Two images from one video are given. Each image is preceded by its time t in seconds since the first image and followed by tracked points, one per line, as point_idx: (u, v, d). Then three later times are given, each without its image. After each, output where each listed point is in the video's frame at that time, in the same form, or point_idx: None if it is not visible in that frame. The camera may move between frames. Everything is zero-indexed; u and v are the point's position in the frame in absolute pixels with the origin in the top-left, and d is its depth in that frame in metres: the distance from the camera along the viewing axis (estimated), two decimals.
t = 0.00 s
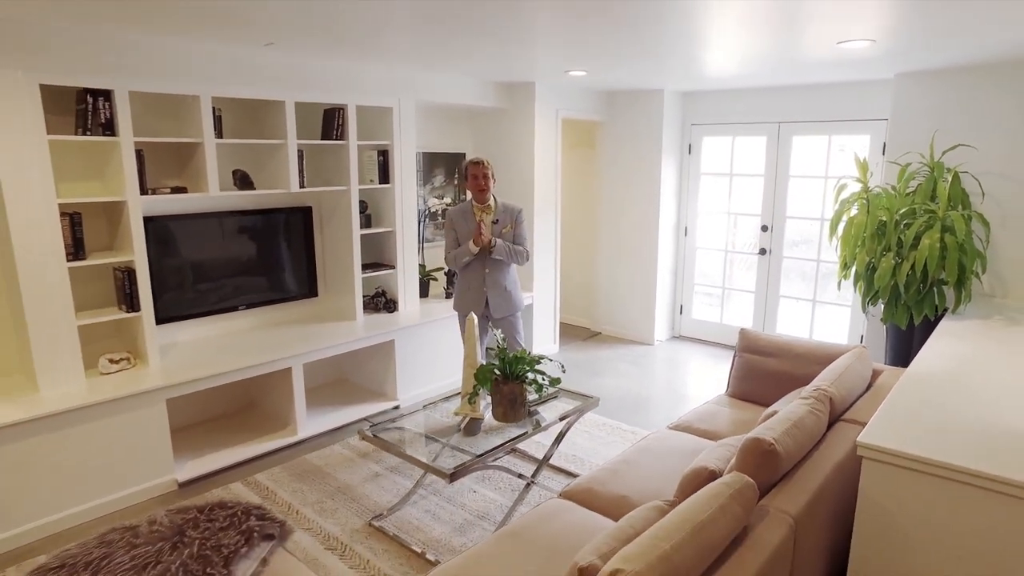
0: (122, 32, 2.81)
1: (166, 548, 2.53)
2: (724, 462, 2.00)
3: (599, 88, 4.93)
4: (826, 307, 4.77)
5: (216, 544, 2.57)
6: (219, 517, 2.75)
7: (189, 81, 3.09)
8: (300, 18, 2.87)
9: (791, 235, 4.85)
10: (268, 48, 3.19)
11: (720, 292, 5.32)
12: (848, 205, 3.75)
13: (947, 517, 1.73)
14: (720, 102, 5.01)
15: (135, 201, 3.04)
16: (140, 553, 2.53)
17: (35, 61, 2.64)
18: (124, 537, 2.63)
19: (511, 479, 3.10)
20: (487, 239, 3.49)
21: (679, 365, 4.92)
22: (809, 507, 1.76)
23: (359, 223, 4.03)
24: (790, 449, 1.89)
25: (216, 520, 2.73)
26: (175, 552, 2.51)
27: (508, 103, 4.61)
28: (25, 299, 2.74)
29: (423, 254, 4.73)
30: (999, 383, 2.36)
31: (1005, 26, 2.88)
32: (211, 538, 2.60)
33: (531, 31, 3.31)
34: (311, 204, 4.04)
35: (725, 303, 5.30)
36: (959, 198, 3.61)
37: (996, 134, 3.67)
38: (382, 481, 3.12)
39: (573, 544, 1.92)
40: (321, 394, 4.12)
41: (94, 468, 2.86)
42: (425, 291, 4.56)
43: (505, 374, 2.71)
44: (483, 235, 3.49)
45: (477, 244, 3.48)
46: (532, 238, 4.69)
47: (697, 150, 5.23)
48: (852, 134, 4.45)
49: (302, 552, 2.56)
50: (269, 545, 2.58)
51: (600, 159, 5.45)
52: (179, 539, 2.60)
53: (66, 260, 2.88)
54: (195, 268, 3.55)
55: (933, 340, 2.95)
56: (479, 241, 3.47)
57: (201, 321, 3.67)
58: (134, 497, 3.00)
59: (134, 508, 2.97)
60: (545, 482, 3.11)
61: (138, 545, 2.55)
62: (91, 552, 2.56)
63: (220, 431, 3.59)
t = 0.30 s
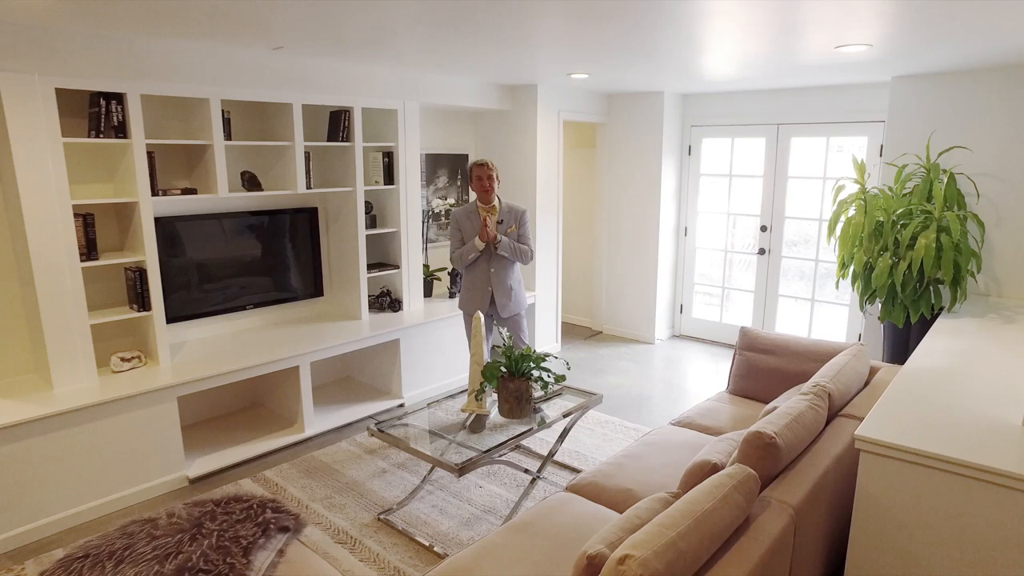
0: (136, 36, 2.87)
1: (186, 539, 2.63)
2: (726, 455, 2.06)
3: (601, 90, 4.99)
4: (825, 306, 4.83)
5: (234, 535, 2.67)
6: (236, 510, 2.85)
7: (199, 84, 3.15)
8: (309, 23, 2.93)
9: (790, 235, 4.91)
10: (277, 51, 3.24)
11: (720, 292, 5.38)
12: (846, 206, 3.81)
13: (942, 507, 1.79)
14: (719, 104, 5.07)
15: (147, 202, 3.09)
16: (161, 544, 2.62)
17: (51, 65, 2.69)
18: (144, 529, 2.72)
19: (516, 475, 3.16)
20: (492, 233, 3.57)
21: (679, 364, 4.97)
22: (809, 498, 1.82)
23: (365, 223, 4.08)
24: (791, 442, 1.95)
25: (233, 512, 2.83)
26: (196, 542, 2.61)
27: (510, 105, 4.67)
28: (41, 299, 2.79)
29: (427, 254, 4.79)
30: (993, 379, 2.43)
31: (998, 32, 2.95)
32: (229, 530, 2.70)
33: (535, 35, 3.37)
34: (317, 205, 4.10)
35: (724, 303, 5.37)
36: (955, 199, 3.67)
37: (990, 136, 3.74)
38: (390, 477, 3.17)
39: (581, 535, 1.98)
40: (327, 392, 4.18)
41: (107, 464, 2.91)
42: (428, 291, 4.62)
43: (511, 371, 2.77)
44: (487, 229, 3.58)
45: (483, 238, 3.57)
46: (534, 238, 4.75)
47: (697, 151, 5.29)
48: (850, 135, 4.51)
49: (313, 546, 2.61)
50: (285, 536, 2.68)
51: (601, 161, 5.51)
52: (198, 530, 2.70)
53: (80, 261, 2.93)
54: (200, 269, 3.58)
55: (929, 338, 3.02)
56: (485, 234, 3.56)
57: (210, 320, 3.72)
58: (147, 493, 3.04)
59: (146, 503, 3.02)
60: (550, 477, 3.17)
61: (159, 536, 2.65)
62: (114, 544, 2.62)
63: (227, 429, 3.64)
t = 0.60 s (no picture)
0: (149, 41, 2.91)
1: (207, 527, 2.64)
2: (731, 451, 2.11)
3: (603, 92, 5.04)
4: (825, 305, 4.89)
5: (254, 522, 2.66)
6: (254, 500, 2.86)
7: (210, 87, 3.19)
8: (318, 27, 2.97)
9: (790, 235, 4.97)
10: (286, 55, 3.29)
11: (721, 292, 5.44)
12: (846, 207, 3.87)
13: (941, 500, 1.84)
14: (720, 105, 5.13)
15: (158, 203, 3.14)
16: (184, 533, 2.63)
17: (67, 69, 2.74)
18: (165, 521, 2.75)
19: (522, 472, 3.21)
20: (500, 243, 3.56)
21: (681, 363, 5.03)
22: (812, 491, 1.87)
23: (371, 224, 4.13)
24: (794, 438, 2.01)
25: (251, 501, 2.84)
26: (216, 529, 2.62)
27: (513, 106, 4.72)
28: (57, 298, 2.85)
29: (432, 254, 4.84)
30: (991, 377, 2.48)
31: (996, 35, 3.01)
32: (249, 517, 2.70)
33: (540, 39, 3.42)
34: (323, 206, 4.15)
35: (725, 303, 5.42)
36: (953, 200, 3.73)
37: (987, 138, 3.80)
38: (398, 474, 3.22)
39: (589, 529, 2.03)
40: (333, 391, 4.23)
41: (120, 461, 2.95)
42: (433, 291, 4.67)
43: (519, 369, 2.82)
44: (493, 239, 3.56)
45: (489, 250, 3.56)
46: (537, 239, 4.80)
47: (698, 152, 5.35)
48: (849, 137, 4.57)
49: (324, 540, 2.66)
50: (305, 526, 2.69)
51: (603, 161, 5.56)
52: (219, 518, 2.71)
53: (93, 261, 2.98)
54: (206, 269, 3.61)
55: (928, 336, 3.07)
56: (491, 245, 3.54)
57: (218, 319, 3.77)
58: (159, 490, 3.09)
59: (159, 500, 3.06)
60: (556, 474, 3.22)
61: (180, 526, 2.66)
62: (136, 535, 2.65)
63: (236, 427, 3.68)
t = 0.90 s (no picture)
0: (166, 41, 2.96)
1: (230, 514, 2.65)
2: (742, 440, 2.16)
3: (607, 92, 5.09)
4: (827, 302, 4.94)
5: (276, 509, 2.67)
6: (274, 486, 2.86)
7: (224, 86, 3.24)
8: (332, 28, 3.02)
9: (793, 233, 5.02)
10: (299, 54, 3.32)
11: (724, 289, 5.49)
12: (849, 204, 3.93)
13: (949, 486, 1.90)
14: (723, 104, 5.18)
15: (173, 200, 3.18)
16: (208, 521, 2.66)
17: (86, 68, 2.78)
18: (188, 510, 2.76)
19: (532, 464, 3.26)
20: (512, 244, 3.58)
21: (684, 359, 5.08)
22: (822, 478, 1.92)
23: (380, 221, 4.18)
24: (804, 426, 2.06)
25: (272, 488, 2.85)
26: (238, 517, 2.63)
27: (519, 105, 4.77)
28: (75, 294, 2.89)
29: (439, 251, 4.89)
30: (994, 369, 2.53)
31: (998, 36, 3.06)
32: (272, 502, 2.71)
33: (549, 39, 3.46)
34: (333, 203, 4.19)
35: (729, 300, 5.48)
36: (955, 196, 3.79)
37: (988, 136, 3.86)
38: (409, 467, 3.27)
39: (604, 516, 2.08)
40: (342, 386, 4.27)
41: (137, 454, 2.99)
42: (440, 288, 4.72)
43: (531, 362, 2.88)
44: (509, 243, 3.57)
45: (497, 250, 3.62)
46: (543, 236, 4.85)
47: (701, 151, 5.40)
48: (851, 136, 4.63)
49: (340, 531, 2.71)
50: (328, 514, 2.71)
51: (607, 160, 5.61)
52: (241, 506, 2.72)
53: (110, 257, 3.03)
54: (215, 267, 3.64)
55: (931, 331, 3.13)
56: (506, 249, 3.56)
57: (230, 315, 3.81)
58: (175, 483, 3.13)
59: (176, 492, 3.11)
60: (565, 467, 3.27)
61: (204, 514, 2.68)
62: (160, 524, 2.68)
63: (247, 422, 3.73)
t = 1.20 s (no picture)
0: (184, 40, 3.00)
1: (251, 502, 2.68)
2: (754, 429, 2.20)
3: (613, 91, 5.13)
4: (831, 298, 4.99)
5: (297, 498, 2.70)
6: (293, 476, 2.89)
7: (240, 84, 3.28)
8: (346, 27, 3.05)
9: (797, 230, 5.07)
10: (312, 52, 3.36)
11: (729, 286, 5.54)
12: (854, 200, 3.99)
13: (960, 473, 1.94)
14: (728, 103, 5.23)
15: (189, 195, 3.22)
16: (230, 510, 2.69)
17: (104, 66, 2.82)
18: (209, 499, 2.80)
19: (544, 457, 3.31)
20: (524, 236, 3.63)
21: (690, 355, 5.13)
22: (835, 464, 1.97)
23: (390, 218, 4.21)
24: (816, 415, 2.10)
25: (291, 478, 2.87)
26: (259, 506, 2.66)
27: (527, 103, 4.81)
28: (94, 288, 2.93)
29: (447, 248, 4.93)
30: (1001, 360, 2.58)
31: (1001, 36, 3.11)
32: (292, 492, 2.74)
33: (558, 38, 3.49)
34: (344, 200, 4.24)
35: (734, 296, 5.52)
36: (960, 193, 3.87)
37: (992, 134, 3.90)
38: (422, 460, 3.31)
39: (620, 503, 2.13)
40: (353, 381, 4.32)
41: (155, 446, 3.03)
42: (449, 284, 4.77)
43: (544, 355, 2.93)
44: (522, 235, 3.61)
45: (507, 240, 3.67)
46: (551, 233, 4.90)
47: (707, 149, 5.44)
48: (856, 134, 4.68)
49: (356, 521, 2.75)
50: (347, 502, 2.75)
51: (613, 158, 5.65)
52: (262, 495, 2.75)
53: (128, 252, 3.06)
54: (224, 263, 3.67)
55: (938, 324, 3.18)
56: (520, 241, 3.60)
57: (241, 311, 3.85)
58: (192, 475, 3.18)
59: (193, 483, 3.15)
60: (576, 459, 3.32)
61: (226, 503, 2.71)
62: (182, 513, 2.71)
63: (260, 416, 3.77)
